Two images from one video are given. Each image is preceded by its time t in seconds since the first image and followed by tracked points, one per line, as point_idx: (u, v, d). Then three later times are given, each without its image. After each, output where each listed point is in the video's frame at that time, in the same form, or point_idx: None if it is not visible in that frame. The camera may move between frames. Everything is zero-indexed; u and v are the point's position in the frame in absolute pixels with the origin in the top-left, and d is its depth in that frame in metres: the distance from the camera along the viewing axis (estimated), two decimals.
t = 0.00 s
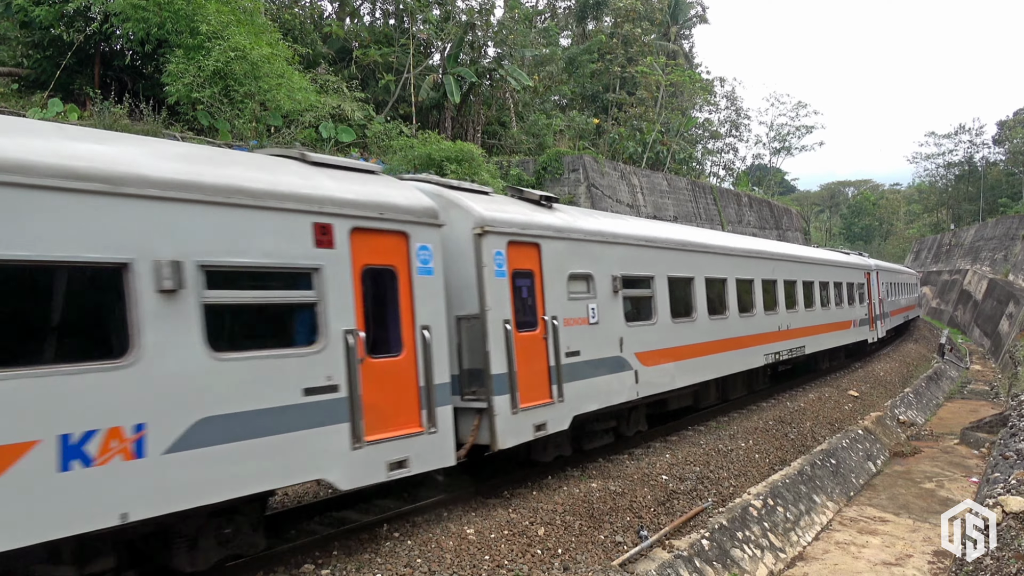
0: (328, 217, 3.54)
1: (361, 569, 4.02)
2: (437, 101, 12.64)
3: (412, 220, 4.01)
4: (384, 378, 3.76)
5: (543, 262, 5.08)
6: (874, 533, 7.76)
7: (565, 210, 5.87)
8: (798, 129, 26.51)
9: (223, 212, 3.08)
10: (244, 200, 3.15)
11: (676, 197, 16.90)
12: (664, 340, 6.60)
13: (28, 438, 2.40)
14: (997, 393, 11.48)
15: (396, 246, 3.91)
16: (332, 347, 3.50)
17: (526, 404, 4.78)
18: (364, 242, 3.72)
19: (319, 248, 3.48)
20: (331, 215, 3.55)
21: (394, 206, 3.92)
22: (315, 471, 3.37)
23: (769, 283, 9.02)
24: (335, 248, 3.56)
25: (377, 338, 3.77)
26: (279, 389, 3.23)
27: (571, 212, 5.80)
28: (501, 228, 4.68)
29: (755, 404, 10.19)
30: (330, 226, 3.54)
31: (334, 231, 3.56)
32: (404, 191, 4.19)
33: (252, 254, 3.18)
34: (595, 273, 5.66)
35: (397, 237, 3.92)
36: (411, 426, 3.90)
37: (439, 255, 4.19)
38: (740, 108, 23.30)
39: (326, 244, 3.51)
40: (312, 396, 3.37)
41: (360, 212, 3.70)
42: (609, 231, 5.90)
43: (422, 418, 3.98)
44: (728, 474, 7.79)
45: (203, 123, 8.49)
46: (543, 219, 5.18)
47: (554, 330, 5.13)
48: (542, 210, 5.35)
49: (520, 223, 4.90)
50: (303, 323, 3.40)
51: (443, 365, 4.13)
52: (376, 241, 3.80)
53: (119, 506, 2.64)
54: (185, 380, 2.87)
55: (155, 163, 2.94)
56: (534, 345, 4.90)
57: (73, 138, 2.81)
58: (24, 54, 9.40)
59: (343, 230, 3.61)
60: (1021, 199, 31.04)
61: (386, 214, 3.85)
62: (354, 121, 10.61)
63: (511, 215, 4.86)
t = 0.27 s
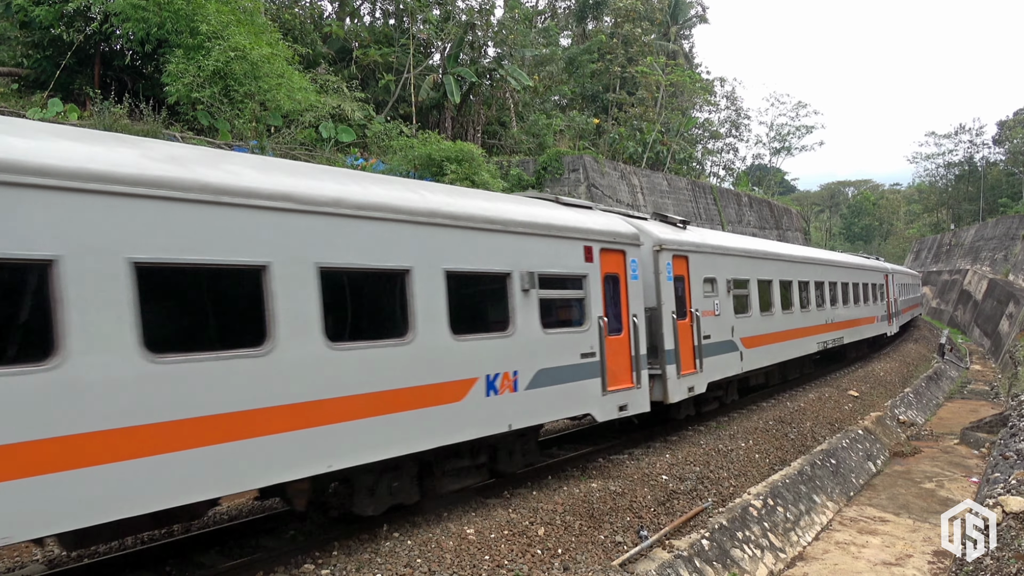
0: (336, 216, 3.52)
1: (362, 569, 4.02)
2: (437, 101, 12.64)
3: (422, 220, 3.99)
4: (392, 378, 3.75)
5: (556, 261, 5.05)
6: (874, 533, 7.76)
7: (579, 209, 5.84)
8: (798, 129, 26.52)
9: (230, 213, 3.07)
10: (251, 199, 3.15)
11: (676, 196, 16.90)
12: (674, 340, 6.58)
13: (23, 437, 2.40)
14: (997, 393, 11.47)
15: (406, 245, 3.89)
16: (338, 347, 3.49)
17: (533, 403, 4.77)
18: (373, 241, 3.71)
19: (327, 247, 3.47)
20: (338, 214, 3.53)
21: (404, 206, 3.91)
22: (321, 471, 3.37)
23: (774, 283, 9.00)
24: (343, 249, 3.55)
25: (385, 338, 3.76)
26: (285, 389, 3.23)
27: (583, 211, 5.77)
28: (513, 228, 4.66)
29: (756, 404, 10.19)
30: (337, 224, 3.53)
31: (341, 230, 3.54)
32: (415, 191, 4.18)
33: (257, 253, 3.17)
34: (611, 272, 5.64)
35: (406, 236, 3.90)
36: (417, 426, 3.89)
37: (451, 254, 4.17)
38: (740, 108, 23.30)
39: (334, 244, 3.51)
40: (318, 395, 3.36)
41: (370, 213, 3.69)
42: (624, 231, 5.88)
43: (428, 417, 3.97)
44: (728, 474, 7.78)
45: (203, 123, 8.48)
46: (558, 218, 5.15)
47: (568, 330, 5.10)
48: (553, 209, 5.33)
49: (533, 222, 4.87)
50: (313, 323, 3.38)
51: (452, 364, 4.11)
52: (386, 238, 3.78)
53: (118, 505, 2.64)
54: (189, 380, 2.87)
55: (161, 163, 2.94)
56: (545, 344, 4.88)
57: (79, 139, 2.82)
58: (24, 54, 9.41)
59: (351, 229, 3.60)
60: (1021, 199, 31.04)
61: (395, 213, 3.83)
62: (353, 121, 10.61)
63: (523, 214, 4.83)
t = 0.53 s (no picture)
0: (334, 216, 3.55)
1: (362, 569, 4.01)
2: (437, 101, 12.64)
3: (419, 220, 4.01)
4: (385, 378, 3.77)
5: (555, 261, 5.05)
6: (874, 533, 7.76)
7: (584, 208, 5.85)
8: (798, 129, 26.52)
9: (223, 212, 3.09)
10: (245, 199, 3.17)
11: (677, 196, 16.90)
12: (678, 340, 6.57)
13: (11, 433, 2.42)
14: (998, 393, 11.47)
15: (403, 245, 3.92)
16: (332, 347, 3.50)
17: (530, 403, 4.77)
18: (370, 241, 3.73)
19: (323, 247, 3.49)
20: (336, 214, 3.56)
21: (401, 206, 3.92)
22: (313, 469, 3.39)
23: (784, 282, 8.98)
24: (340, 248, 3.57)
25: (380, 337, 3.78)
26: (277, 388, 3.24)
27: (588, 211, 5.78)
28: (511, 228, 4.67)
29: (756, 404, 10.19)
30: (335, 224, 3.55)
31: (339, 230, 3.57)
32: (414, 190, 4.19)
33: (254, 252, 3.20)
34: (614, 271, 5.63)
35: (404, 236, 3.92)
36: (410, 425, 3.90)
37: (447, 254, 4.18)
38: (740, 109, 23.30)
39: (331, 244, 3.53)
40: (311, 395, 3.38)
41: (367, 212, 3.70)
42: (627, 231, 5.88)
43: (423, 416, 3.99)
44: (728, 474, 7.78)
45: (203, 123, 8.49)
46: (558, 218, 5.16)
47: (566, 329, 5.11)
48: (555, 209, 5.35)
49: (533, 222, 4.88)
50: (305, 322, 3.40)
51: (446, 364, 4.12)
52: (383, 238, 3.81)
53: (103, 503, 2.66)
54: (180, 379, 2.88)
55: (157, 161, 2.97)
56: (543, 344, 4.88)
57: (73, 135, 2.84)
58: (24, 54, 9.42)
59: (348, 229, 3.62)
60: (1022, 199, 31.05)
61: (393, 213, 3.85)
62: (353, 120, 10.62)
63: (523, 214, 4.85)
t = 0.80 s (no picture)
0: (334, 217, 3.54)
1: (361, 569, 4.01)
2: (437, 101, 12.65)
3: (418, 219, 4.01)
4: (386, 379, 3.76)
5: (551, 261, 5.05)
6: (874, 533, 7.76)
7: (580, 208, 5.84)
8: (798, 129, 26.53)
9: (225, 213, 3.08)
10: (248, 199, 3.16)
11: (677, 196, 16.90)
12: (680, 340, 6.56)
13: (28, 432, 2.40)
14: (997, 393, 11.47)
15: (403, 245, 3.91)
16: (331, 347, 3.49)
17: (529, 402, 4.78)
18: (370, 241, 3.73)
19: (324, 247, 3.48)
20: (336, 214, 3.55)
21: (401, 206, 3.91)
22: (315, 469, 3.38)
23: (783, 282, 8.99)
24: (340, 248, 3.57)
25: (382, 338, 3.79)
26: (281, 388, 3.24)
27: (584, 211, 5.79)
28: (508, 228, 4.67)
29: (756, 404, 10.19)
30: (335, 225, 3.54)
31: (339, 230, 3.56)
32: (412, 190, 4.18)
33: (257, 252, 3.19)
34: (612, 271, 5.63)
35: (403, 236, 3.92)
36: (411, 425, 3.90)
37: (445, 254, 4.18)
38: (740, 109, 23.30)
39: (331, 244, 3.52)
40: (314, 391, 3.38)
41: (367, 211, 3.70)
42: (627, 232, 5.88)
43: (423, 416, 3.99)
44: (728, 474, 7.77)
45: (203, 123, 8.49)
46: (554, 217, 5.15)
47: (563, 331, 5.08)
48: (552, 209, 5.35)
49: (529, 221, 4.87)
50: (308, 322, 3.40)
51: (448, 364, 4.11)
52: (383, 239, 3.80)
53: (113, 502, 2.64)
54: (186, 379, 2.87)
55: (161, 161, 2.95)
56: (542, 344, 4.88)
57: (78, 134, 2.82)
58: (24, 54, 9.43)
59: (349, 229, 3.62)
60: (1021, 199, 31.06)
61: (393, 213, 3.85)
62: (353, 120, 10.62)
63: (522, 214, 4.85)
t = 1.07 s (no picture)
0: (339, 216, 3.55)
1: (361, 569, 4.01)
2: (437, 101, 12.65)
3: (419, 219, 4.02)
4: (391, 378, 3.78)
5: (548, 260, 5.07)
6: (874, 533, 7.76)
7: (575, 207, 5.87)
8: (797, 129, 26.53)
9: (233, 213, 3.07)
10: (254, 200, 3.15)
11: (677, 196, 16.90)
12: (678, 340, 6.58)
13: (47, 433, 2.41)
14: (997, 393, 11.48)
15: (406, 245, 3.93)
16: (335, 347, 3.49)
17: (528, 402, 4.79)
18: (374, 240, 3.74)
19: (330, 247, 3.50)
20: (341, 214, 3.57)
21: (401, 206, 3.92)
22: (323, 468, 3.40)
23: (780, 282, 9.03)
24: (345, 247, 3.58)
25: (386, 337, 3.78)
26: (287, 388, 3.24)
27: (580, 209, 5.81)
28: (507, 227, 4.69)
29: (756, 404, 10.19)
30: (340, 224, 3.56)
31: (344, 230, 3.58)
32: (410, 189, 4.19)
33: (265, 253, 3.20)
34: (608, 271, 5.66)
35: (406, 235, 3.94)
36: (412, 424, 3.90)
37: (445, 255, 4.19)
38: (740, 109, 23.30)
39: (337, 244, 3.54)
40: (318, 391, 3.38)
41: (371, 211, 3.72)
42: (623, 231, 5.91)
43: (427, 416, 4.00)
44: (728, 474, 7.77)
45: (203, 123, 8.48)
46: (550, 217, 5.17)
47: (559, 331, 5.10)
48: (548, 208, 5.37)
49: (527, 221, 4.89)
50: (313, 322, 3.40)
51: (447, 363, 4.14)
52: (387, 238, 3.82)
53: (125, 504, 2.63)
54: (199, 379, 2.88)
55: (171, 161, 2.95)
56: (540, 343, 4.92)
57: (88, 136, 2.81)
58: (24, 54, 9.43)
59: (354, 229, 3.63)
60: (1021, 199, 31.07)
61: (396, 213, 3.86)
62: (353, 119, 10.62)
63: (520, 214, 4.87)
